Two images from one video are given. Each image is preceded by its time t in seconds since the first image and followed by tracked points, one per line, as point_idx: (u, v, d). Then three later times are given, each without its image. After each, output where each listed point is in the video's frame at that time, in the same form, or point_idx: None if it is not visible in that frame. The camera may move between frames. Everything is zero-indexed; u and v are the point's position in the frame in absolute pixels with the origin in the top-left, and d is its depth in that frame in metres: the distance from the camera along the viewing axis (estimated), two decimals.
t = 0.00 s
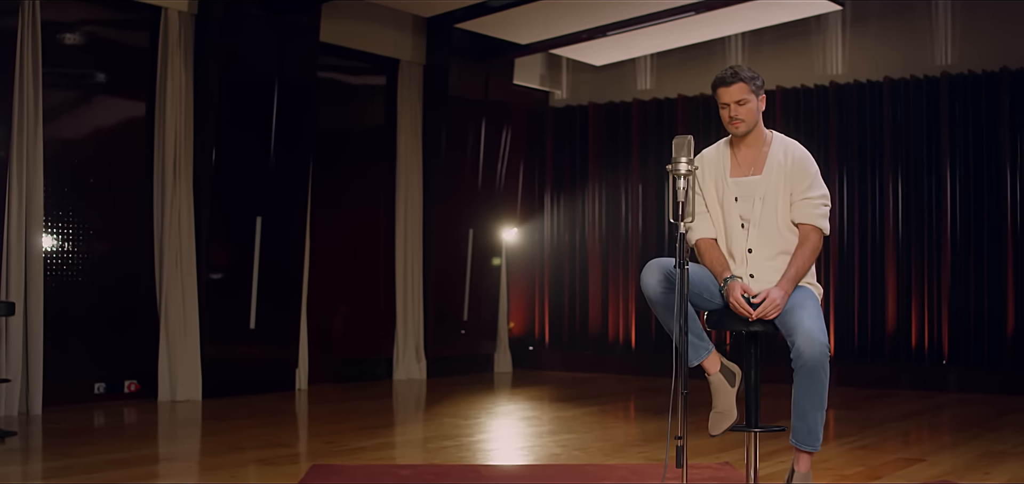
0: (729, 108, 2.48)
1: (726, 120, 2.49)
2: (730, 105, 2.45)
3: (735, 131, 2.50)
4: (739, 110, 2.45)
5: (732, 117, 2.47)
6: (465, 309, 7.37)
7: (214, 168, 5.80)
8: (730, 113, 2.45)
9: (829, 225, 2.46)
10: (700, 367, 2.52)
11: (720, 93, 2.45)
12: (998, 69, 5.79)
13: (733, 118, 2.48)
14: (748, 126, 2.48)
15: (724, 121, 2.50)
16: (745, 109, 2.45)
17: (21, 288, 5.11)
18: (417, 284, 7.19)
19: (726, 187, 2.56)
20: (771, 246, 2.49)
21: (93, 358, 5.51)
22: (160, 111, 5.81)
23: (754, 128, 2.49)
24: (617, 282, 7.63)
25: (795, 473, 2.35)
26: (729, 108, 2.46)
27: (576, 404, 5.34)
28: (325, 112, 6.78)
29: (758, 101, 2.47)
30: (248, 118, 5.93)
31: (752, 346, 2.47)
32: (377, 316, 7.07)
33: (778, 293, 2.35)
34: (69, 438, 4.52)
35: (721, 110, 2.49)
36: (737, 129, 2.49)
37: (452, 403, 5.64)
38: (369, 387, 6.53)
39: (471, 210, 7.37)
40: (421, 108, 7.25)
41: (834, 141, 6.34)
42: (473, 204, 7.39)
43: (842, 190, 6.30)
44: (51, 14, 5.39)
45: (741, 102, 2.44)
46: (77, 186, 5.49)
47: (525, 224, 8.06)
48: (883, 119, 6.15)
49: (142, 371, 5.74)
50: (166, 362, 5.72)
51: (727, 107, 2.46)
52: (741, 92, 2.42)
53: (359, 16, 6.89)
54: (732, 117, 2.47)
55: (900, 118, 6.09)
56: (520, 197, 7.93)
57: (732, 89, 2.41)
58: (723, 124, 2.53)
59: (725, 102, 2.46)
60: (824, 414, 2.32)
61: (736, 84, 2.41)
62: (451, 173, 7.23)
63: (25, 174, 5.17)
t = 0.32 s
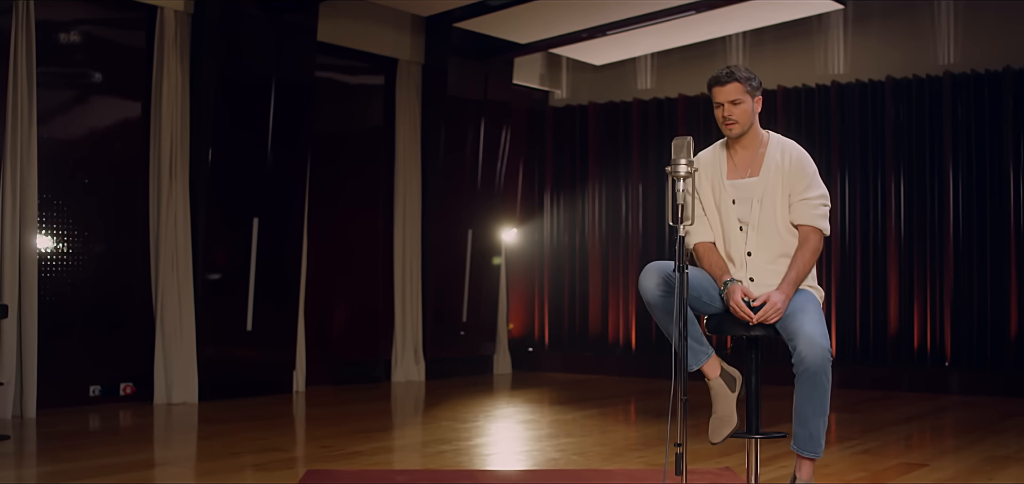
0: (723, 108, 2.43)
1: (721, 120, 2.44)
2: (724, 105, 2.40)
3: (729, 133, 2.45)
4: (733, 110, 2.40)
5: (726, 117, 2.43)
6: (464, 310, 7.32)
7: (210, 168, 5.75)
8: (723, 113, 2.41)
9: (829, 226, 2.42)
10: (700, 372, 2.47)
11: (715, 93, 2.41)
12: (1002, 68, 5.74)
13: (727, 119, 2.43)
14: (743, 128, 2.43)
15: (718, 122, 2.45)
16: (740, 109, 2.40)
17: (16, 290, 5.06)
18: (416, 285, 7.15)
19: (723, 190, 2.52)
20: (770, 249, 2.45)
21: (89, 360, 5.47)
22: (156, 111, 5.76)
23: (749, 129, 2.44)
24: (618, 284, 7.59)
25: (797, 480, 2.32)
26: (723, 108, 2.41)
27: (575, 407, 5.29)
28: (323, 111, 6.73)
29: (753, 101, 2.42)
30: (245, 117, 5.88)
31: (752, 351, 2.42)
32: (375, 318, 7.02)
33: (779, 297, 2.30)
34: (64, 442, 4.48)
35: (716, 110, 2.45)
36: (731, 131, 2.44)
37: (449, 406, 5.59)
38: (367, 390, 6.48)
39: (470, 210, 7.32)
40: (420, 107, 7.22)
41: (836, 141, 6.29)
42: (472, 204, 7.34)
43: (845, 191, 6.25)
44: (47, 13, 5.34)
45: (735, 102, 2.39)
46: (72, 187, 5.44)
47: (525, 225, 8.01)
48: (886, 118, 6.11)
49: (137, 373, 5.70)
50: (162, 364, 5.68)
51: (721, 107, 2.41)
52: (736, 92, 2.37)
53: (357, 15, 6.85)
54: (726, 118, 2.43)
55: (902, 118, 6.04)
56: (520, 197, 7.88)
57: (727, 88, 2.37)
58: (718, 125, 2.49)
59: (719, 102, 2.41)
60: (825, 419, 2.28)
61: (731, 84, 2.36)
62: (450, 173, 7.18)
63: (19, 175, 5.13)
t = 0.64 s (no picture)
0: (722, 110, 2.38)
1: (719, 123, 2.40)
2: (723, 106, 2.36)
3: (727, 135, 2.40)
4: (732, 112, 2.35)
5: (725, 120, 2.38)
6: (460, 313, 7.26)
7: (204, 169, 5.70)
8: (722, 115, 2.36)
9: (827, 230, 2.37)
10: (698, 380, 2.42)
11: (713, 95, 2.36)
12: (1003, 70, 5.70)
13: (726, 121, 2.38)
14: (742, 131, 2.38)
15: (715, 124, 2.41)
16: (738, 111, 2.36)
17: (8, 292, 5.01)
18: (412, 288, 7.10)
19: (719, 194, 2.47)
20: (768, 254, 2.40)
21: (82, 364, 5.42)
22: (150, 112, 5.72)
23: (747, 133, 2.40)
24: (616, 287, 7.54)
25: None
26: (721, 110, 2.37)
27: (573, 411, 5.24)
28: (318, 112, 6.68)
29: (750, 104, 2.38)
30: (240, 119, 5.83)
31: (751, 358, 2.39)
32: (371, 320, 6.97)
33: (779, 304, 2.26)
34: (57, 447, 4.43)
35: (713, 113, 2.40)
36: (729, 133, 2.39)
37: (445, 410, 5.54)
38: (362, 393, 6.43)
39: (467, 212, 7.26)
40: (416, 108, 7.18)
41: (835, 143, 6.25)
42: (469, 206, 7.28)
43: (844, 194, 6.21)
44: (40, 13, 5.28)
45: (734, 104, 2.35)
46: (65, 188, 5.39)
47: (522, 227, 7.98)
48: (886, 120, 6.06)
49: (131, 377, 5.65)
50: (156, 368, 5.63)
51: (719, 109, 2.37)
52: (735, 93, 2.33)
53: (353, 15, 6.80)
54: (725, 120, 2.38)
55: (903, 120, 6.00)
56: (517, 199, 7.83)
57: (726, 90, 2.33)
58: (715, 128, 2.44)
59: (717, 104, 2.37)
60: (828, 428, 2.22)
61: (730, 85, 2.33)
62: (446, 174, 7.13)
63: (11, 177, 5.08)
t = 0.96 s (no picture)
0: (717, 109, 2.35)
1: (715, 122, 2.36)
2: (718, 105, 2.33)
3: (723, 135, 2.36)
4: (728, 110, 2.32)
5: (721, 119, 2.35)
6: (454, 314, 7.22)
7: (195, 170, 5.64)
8: (718, 113, 2.33)
9: (825, 232, 2.33)
10: (695, 387, 2.38)
11: (708, 94, 2.34)
12: (1000, 70, 5.66)
13: (722, 120, 2.35)
14: (738, 130, 2.35)
15: (711, 124, 2.37)
16: (734, 110, 2.33)
17: None
18: (406, 290, 7.06)
19: (715, 196, 2.42)
20: (766, 258, 2.36)
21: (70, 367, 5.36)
22: (140, 113, 5.65)
23: (743, 132, 2.37)
24: (611, 288, 7.50)
25: None
26: (717, 109, 2.34)
27: (567, 414, 5.20)
28: (310, 113, 6.63)
29: (746, 105, 2.35)
30: (231, 119, 5.77)
31: (748, 364, 2.35)
32: (364, 323, 6.93)
33: (777, 309, 2.22)
34: (45, 453, 4.37)
35: (710, 112, 2.37)
36: (725, 133, 2.36)
37: (438, 414, 5.49)
38: (355, 396, 6.38)
39: (461, 214, 7.22)
40: (409, 109, 7.12)
41: (831, 144, 6.23)
42: (463, 208, 7.24)
43: (840, 195, 6.18)
44: (29, 13, 5.22)
45: (730, 102, 2.32)
46: (54, 190, 5.33)
47: (516, 228, 7.93)
48: (882, 120, 6.03)
49: (121, 380, 5.59)
50: (145, 371, 5.57)
51: (715, 108, 2.34)
52: (730, 91, 2.30)
53: (346, 15, 6.74)
54: (720, 119, 2.35)
55: (900, 120, 5.96)
56: (511, 200, 7.79)
57: (721, 88, 2.30)
58: (711, 129, 2.40)
59: (712, 103, 2.34)
60: (826, 434, 2.19)
61: (726, 83, 2.31)
62: (440, 176, 7.08)
63: None
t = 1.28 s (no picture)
0: (713, 104, 2.31)
1: (710, 118, 2.32)
2: (713, 99, 2.29)
3: (718, 130, 2.32)
4: (723, 105, 2.28)
5: (716, 114, 2.30)
6: (446, 314, 7.16)
7: (183, 169, 5.56)
8: (714, 108, 2.28)
9: (824, 233, 2.29)
10: (690, 390, 2.33)
11: (704, 88, 2.31)
12: (996, 70, 5.63)
13: (716, 115, 2.30)
14: (733, 126, 2.31)
15: (706, 119, 2.33)
16: (730, 106, 2.28)
17: None
18: (397, 291, 7.01)
19: (712, 196, 2.38)
20: (764, 258, 2.31)
21: (57, 368, 5.29)
22: (128, 110, 5.59)
23: (739, 129, 2.32)
24: (604, 288, 7.46)
25: None
26: (712, 103, 2.30)
27: (560, 416, 5.15)
28: (301, 112, 6.56)
29: (743, 102, 2.31)
30: (220, 117, 5.69)
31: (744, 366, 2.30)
32: (355, 323, 6.87)
33: (772, 309, 2.17)
34: (30, 456, 4.30)
35: (705, 107, 2.32)
36: (720, 128, 2.31)
37: (430, 415, 5.44)
38: (346, 398, 6.32)
39: (453, 213, 7.17)
40: (401, 108, 7.07)
41: (826, 143, 6.19)
42: (455, 207, 7.18)
43: (834, 195, 6.15)
44: (15, 11, 5.15)
45: (726, 97, 2.27)
46: (40, 189, 5.26)
47: (508, 228, 7.88)
48: (877, 119, 6.00)
49: (108, 382, 5.52)
50: (133, 373, 5.50)
51: (710, 102, 2.30)
52: (726, 84, 2.26)
53: (337, 13, 6.68)
54: (715, 114, 2.30)
55: (895, 119, 5.93)
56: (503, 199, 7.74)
57: (717, 83, 2.27)
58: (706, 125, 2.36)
59: (708, 97, 2.30)
60: (818, 437, 2.14)
61: (721, 78, 2.27)
62: (432, 175, 7.02)
63: None
